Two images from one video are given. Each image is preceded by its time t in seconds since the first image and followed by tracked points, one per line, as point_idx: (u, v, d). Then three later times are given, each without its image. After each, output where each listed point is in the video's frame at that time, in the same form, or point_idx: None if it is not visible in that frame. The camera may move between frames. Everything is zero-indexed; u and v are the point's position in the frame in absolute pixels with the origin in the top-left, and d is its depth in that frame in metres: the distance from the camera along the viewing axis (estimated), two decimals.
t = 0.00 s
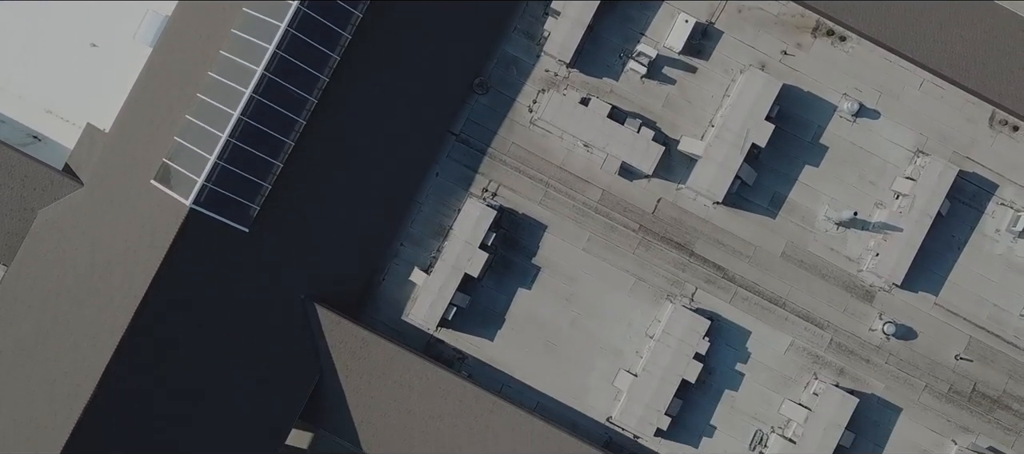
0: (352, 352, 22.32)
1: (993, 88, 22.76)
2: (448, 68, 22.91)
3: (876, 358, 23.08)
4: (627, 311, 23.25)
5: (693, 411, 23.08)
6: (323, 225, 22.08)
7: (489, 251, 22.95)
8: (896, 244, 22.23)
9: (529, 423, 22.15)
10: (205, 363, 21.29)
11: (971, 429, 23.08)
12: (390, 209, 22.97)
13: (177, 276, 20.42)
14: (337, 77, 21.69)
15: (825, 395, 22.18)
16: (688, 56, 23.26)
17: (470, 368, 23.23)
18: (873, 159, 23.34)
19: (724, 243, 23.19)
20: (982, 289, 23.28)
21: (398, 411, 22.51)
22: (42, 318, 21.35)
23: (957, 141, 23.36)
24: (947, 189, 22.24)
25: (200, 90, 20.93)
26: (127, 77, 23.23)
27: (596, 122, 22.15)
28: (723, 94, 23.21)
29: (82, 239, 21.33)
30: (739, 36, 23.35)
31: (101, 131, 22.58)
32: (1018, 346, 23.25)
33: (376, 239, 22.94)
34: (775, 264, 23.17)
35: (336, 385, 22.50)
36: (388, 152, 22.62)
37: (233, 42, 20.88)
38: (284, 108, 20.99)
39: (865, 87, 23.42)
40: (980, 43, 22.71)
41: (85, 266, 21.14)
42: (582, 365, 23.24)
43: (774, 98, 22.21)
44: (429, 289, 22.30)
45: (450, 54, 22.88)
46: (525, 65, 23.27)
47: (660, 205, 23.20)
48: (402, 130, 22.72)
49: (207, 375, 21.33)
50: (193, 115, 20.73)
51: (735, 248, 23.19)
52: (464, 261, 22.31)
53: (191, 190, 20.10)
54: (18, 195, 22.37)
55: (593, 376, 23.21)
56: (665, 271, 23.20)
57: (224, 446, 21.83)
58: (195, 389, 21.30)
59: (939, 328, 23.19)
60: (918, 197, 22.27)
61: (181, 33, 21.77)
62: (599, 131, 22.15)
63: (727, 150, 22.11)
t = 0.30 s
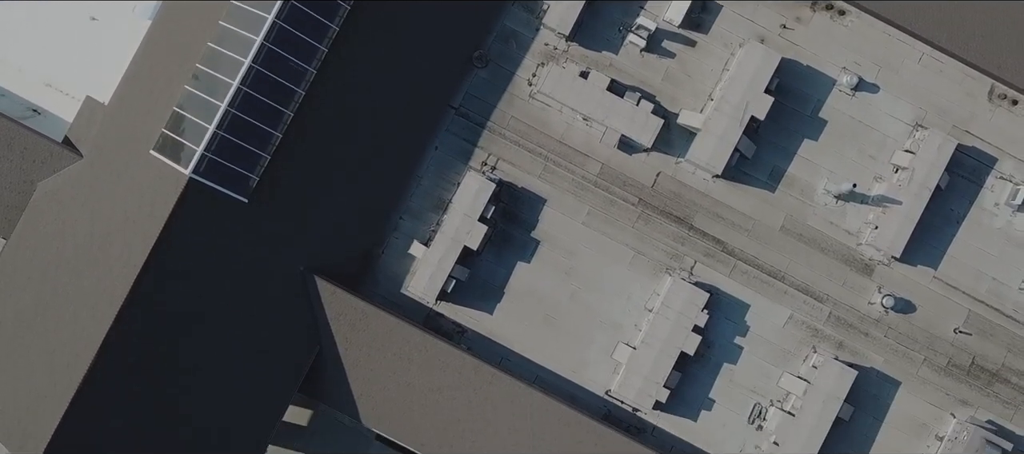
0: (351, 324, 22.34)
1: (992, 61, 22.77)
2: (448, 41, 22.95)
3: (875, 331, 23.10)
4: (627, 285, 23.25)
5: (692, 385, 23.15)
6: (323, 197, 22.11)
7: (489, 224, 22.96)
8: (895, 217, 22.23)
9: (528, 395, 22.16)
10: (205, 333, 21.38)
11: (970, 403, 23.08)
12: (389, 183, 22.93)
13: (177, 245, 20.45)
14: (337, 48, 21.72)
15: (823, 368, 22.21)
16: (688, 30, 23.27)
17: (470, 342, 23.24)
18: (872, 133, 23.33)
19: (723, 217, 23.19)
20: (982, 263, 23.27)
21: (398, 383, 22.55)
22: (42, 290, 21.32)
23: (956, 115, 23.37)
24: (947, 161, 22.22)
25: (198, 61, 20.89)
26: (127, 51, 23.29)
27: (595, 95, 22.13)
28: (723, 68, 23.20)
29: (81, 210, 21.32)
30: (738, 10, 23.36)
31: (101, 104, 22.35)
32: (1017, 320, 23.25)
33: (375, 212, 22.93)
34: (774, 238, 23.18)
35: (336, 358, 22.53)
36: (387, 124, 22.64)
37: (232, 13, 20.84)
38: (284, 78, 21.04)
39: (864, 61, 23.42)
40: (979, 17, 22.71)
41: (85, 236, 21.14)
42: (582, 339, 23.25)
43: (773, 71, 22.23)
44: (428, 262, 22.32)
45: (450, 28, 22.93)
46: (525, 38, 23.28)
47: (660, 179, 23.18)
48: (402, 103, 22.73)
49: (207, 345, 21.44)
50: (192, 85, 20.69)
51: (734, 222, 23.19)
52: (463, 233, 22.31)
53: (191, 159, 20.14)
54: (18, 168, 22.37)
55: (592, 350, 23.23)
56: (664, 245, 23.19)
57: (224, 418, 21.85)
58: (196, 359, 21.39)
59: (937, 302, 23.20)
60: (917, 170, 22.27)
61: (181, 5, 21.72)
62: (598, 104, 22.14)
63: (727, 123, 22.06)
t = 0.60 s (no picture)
0: (351, 296, 22.39)
1: (991, 34, 22.80)
2: (447, 14, 23.01)
3: (874, 304, 23.11)
4: (626, 258, 23.24)
5: (690, 358, 23.19)
6: (322, 168, 22.17)
7: (487, 198, 22.96)
8: (894, 190, 22.22)
9: (526, 367, 22.36)
10: (205, 305, 21.40)
11: (969, 376, 23.09)
12: (388, 156, 22.93)
13: (177, 213, 20.49)
14: (336, 20, 21.76)
15: (822, 341, 22.22)
16: (687, 4, 23.28)
17: (469, 315, 23.27)
18: (872, 107, 23.33)
19: (723, 190, 23.20)
20: (980, 236, 23.28)
21: (397, 355, 22.63)
22: (42, 261, 21.35)
23: (955, 88, 23.37)
24: (946, 134, 22.21)
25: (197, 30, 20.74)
26: (126, 26, 23.30)
27: (594, 67, 22.11)
28: (722, 41, 23.19)
29: (81, 181, 21.36)
30: None
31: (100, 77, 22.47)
32: (1016, 293, 23.26)
33: (374, 185, 22.96)
34: (773, 211, 23.20)
35: (335, 330, 22.61)
36: (386, 97, 22.65)
37: None
38: (283, 48, 21.10)
39: (864, 35, 23.42)
40: None
41: (85, 207, 21.17)
42: (581, 312, 23.27)
43: (772, 43, 22.24)
44: (427, 235, 22.33)
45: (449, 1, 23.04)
46: (524, 11, 23.30)
47: (659, 152, 23.19)
48: (401, 76, 22.75)
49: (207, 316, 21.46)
50: (190, 55, 20.54)
51: (733, 195, 23.20)
52: (462, 206, 22.30)
53: (190, 128, 20.11)
54: (18, 140, 22.39)
55: (591, 324, 23.25)
56: (663, 218, 23.18)
57: (224, 390, 21.84)
58: (195, 331, 21.40)
59: (936, 275, 23.21)
60: (916, 142, 22.28)
61: None
62: (597, 77, 22.12)
63: (726, 95, 22.06)
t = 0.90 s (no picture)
0: (351, 268, 22.45)
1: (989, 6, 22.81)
2: None
3: (873, 277, 23.12)
4: (625, 231, 23.25)
5: (689, 330, 23.24)
6: (322, 140, 22.18)
7: (487, 171, 22.98)
8: (893, 163, 22.18)
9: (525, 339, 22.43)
10: (205, 276, 21.38)
11: (968, 349, 23.11)
12: (388, 129, 23.04)
13: (177, 182, 20.42)
14: None
15: (821, 313, 22.17)
16: None
17: (469, 288, 23.32)
18: (871, 80, 23.34)
19: (722, 163, 23.21)
20: (980, 209, 23.27)
21: (397, 327, 22.77)
22: (43, 231, 21.39)
23: (954, 61, 23.38)
24: (945, 106, 22.18)
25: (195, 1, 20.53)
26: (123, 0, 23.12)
27: (593, 40, 22.10)
28: (721, 15, 23.19)
29: (81, 152, 21.40)
30: None
31: (99, 49, 22.51)
32: (1016, 266, 23.27)
33: (374, 158, 23.08)
34: (772, 184, 23.21)
35: (335, 302, 22.75)
36: (385, 69, 22.65)
37: None
38: (282, 19, 21.07)
39: (863, 8, 23.42)
40: None
41: (84, 177, 21.20)
42: (580, 285, 23.33)
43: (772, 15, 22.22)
44: (426, 207, 22.32)
45: None
46: None
47: (658, 125, 23.20)
48: (400, 48, 22.72)
49: (206, 288, 21.43)
50: (190, 26, 20.44)
51: (732, 168, 23.22)
52: (461, 179, 22.27)
53: (189, 97, 20.07)
54: (17, 112, 22.45)
55: (591, 296, 23.30)
56: (663, 192, 23.19)
57: (224, 361, 21.90)
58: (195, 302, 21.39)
59: (935, 249, 23.20)
60: (916, 114, 22.27)
61: None
62: (597, 49, 22.10)
63: (725, 67, 22.04)
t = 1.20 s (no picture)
0: (351, 240, 22.50)
1: None
2: None
3: (872, 250, 23.15)
4: (624, 204, 23.24)
5: (688, 303, 23.27)
6: (321, 111, 22.22)
7: (486, 143, 23.01)
8: (892, 135, 22.20)
9: (524, 310, 22.55)
10: (205, 247, 21.39)
11: (967, 322, 23.13)
12: (388, 101, 23.05)
13: (177, 151, 20.52)
14: None
15: (819, 284, 22.26)
16: None
17: (468, 261, 23.38)
18: (870, 53, 23.34)
19: (721, 136, 23.23)
20: (979, 182, 23.28)
21: (397, 299, 22.83)
22: (42, 202, 21.39)
23: (953, 35, 23.37)
24: (944, 78, 22.17)
25: None
26: None
27: (593, 11, 22.09)
28: None
29: (80, 123, 21.39)
30: None
31: (98, 20, 22.49)
32: (1015, 239, 23.28)
33: (374, 130, 23.12)
34: (771, 157, 23.22)
35: (335, 274, 22.78)
36: (385, 41, 22.70)
37: None
38: None
39: None
40: None
41: (84, 147, 21.20)
42: (579, 257, 23.35)
43: None
44: (426, 179, 22.34)
45: None
46: None
47: (657, 98, 23.22)
48: (400, 20, 22.78)
49: (206, 258, 21.44)
50: None
51: (731, 141, 23.23)
52: (461, 150, 22.28)
53: (189, 66, 20.09)
54: (16, 84, 22.43)
55: (590, 269, 23.32)
56: (662, 164, 23.19)
57: (224, 331, 21.92)
58: (195, 272, 21.38)
59: (934, 222, 23.22)
60: (915, 87, 22.25)
61: None
62: (596, 21, 22.11)
63: (725, 39, 22.02)
